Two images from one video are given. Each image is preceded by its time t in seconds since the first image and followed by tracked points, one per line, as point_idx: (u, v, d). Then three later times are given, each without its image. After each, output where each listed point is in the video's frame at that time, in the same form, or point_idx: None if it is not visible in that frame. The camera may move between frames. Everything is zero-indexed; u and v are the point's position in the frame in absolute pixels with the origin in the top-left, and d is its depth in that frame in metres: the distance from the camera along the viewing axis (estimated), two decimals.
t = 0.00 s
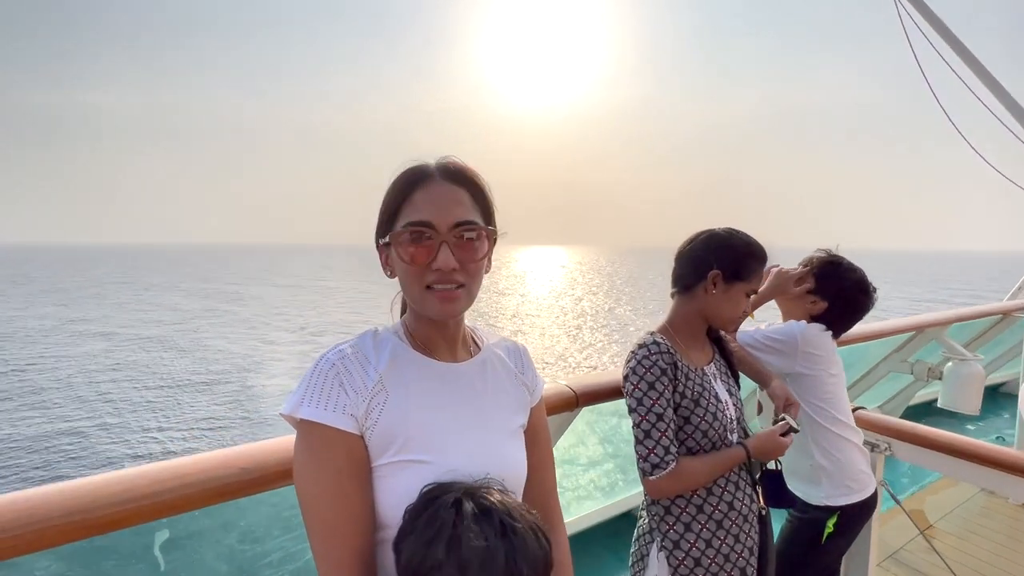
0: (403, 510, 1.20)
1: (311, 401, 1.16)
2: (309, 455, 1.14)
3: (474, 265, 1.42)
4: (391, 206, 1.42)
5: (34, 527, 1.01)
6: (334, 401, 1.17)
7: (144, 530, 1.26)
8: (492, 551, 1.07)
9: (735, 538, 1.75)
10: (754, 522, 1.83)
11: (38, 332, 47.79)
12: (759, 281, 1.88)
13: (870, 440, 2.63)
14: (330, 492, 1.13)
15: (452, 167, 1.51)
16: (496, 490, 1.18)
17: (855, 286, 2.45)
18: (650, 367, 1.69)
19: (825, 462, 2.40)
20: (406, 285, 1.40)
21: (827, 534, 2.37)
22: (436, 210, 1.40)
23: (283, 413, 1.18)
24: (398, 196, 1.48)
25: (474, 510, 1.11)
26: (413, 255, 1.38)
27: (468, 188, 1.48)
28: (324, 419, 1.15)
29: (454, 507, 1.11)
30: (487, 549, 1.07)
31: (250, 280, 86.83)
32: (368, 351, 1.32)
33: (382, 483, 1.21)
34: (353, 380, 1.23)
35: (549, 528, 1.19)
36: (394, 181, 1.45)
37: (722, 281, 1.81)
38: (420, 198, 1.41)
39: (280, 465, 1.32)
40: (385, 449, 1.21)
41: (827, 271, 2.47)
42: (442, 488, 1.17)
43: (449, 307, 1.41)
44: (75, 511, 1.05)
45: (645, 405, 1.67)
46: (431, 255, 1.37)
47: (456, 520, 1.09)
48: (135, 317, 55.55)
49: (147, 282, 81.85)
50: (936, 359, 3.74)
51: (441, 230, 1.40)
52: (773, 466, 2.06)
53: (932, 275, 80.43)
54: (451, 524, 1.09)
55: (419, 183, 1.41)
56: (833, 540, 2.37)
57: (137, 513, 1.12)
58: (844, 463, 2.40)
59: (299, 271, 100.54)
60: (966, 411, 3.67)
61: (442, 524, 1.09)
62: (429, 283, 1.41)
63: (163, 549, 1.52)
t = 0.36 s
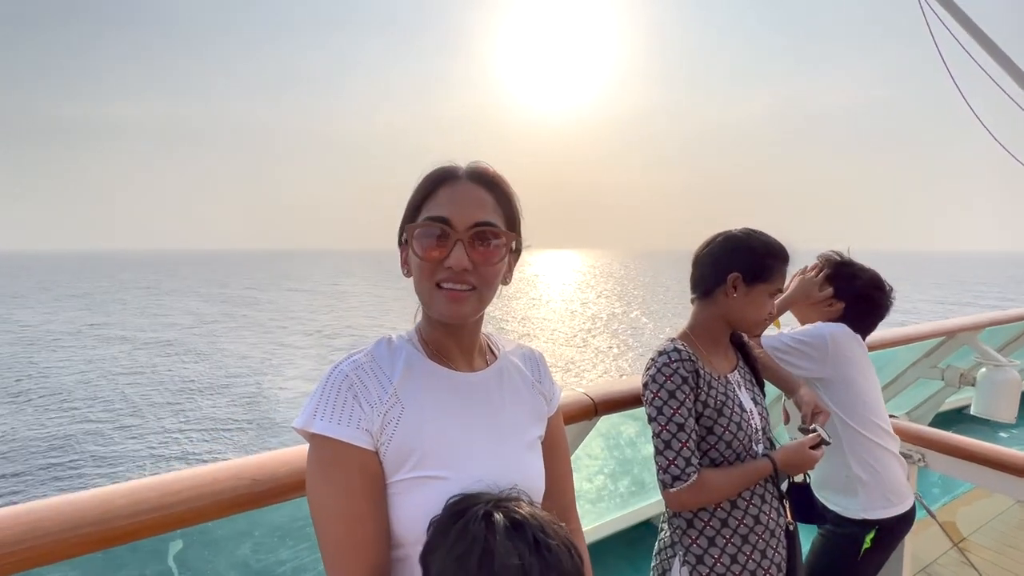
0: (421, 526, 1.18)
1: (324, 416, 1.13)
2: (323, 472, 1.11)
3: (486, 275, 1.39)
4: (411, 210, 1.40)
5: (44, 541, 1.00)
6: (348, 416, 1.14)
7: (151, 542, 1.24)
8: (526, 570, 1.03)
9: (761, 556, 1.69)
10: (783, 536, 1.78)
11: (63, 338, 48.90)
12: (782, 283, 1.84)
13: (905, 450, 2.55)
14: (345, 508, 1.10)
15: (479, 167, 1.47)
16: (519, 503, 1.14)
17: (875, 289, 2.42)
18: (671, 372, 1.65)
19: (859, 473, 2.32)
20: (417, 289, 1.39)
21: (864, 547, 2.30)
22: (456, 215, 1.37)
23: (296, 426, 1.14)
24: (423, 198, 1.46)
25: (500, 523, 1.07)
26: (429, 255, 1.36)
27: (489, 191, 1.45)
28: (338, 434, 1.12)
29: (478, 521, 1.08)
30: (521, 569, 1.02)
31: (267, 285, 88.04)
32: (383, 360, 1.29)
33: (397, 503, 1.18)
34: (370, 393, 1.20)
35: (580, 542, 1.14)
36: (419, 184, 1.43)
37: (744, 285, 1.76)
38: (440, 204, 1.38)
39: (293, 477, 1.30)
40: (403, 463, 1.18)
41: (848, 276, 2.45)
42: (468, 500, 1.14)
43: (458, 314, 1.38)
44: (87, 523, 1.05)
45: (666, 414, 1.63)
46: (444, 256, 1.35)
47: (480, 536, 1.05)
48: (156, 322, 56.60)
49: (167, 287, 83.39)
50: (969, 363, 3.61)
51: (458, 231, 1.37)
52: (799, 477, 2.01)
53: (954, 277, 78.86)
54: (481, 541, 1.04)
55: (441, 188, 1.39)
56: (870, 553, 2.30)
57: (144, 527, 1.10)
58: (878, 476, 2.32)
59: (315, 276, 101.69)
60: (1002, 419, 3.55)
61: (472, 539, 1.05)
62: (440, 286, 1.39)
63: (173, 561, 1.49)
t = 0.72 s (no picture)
0: (429, 533, 1.15)
1: (326, 422, 1.11)
2: (324, 479, 1.09)
3: (486, 280, 1.38)
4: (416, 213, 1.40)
5: (45, 550, 0.98)
6: (350, 421, 1.13)
7: (154, 552, 1.22)
8: None
9: (777, 565, 1.65)
10: (798, 547, 1.73)
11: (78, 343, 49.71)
12: (794, 285, 1.80)
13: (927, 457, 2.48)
14: (349, 517, 1.08)
15: (482, 169, 1.46)
16: (530, 509, 1.11)
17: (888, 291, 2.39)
18: (682, 379, 1.61)
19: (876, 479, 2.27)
20: (417, 291, 1.39)
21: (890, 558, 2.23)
22: (457, 221, 1.35)
23: (296, 434, 1.12)
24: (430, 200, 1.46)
25: (514, 530, 1.05)
26: (429, 262, 1.35)
27: (495, 194, 1.44)
28: (338, 440, 1.10)
29: (488, 528, 1.06)
30: None
31: (278, 290, 88.98)
32: (385, 363, 1.28)
33: (401, 510, 1.16)
34: (371, 399, 1.18)
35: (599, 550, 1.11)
36: (427, 186, 1.43)
37: (754, 288, 1.73)
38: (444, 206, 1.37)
39: (295, 485, 1.28)
40: (404, 469, 1.16)
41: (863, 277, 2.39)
42: (481, 506, 1.12)
43: (455, 317, 1.37)
44: (87, 530, 1.03)
45: (675, 421, 1.59)
46: (444, 263, 1.34)
47: (491, 543, 1.03)
48: (169, 327, 57.37)
49: (180, 292, 84.57)
50: (988, 368, 3.54)
51: (460, 241, 1.36)
52: (815, 486, 1.96)
53: (967, 280, 77.91)
54: (500, 551, 1.02)
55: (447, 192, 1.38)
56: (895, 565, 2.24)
57: (143, 535, 1.08)
58: (899, 483, 2.27)
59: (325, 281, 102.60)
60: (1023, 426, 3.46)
61: (486, 549, 1.03)
62: (439, 290, 1.38)
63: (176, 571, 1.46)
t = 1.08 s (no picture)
0: (430, 548, 1.12)
1: (325, 434, 1.10)
2: (322, 489, 1.08)
3: (481, 291, 1.37)
4: (411, 215, 1.39)
5: (40, 558, 0.97)
6: (350, 435, 1.11)
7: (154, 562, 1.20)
8: None
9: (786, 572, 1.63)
10: (807, 553, 1.70)
11: (83, 349, 49.97)
12: (802, 294, 1.78)
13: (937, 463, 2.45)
14: (349, 530, 1.06)
15: (477, 175, 1.46)
16: (539, 516, 1.10)
17: (897, 292, 2.36)
18: (687, 384, 1.59)
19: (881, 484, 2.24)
20: (416, 297, 1.37)
21: (896, 564, 2.21)
22: (453, 226, 1.35)
23: (294, 448, 1.11)
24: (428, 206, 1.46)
25: (530, 538, 1.03)
26: (427, 269, 1.35)
27: (492, 200, 1.42)
28: (336, 450, 1.09)
29: (503, 538, 1.04)
30: None
31: (282, 295, 89.34)
32: (383, 377, 1.26)
33: (404, 521, 1.14)
34: (370, 410, 1.17)
35: (609, 551, 1.09)
36: (424, 192, 1.43)
37: (764, 293, 1.71)
38: (437, 209, 1.37)
39: (294, 493, 1.26)
40: (407, 479, 1.14)
41: (869, 280, 2.37)
42: (493, 516, 1.11)
43: (455, 322, 1.36)
44: (86, 539, 1.02)
45: (679, 427, 1.57)
46: (442, 272, 1.33)
47: (505, 553, 1.01)
48: (173, 332, 57.60)
49: (185, 297, 84.98)
50: (997, 372, 3.50)
51: (458, 250, 1.35)
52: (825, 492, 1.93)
53: (971, 283, 77.44)
54: (517, 561, 0.99)
55: (442, 198, 1.38)
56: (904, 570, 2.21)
57: (139, 543, 1.07)
58: (910, 489, 2.24)
59: (329, 286, 102.97)
60: None
61: (500, 563, 1.01)
62: (439, 295, 1.37)
63: None
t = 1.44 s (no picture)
0: (435, 553, 1.12)
1: (327, 443, 1.09)
2: (322, 498, 1.07)
3: (480, 299, 1.36)
4: (410, 222, 1.38)
5: (41, 564, 0.96)
6: (352, 442, 1.10)
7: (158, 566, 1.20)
8: None
9: None
10: (810, 559, 1.69)
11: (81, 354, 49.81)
12: (805, 300, 1.78)
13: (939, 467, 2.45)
14: (354, 539, 1.05)
15: (474, 180, 1.45)
16: (548, 524, 1.09)
17: (898, 295, 2.36)
18: (689, 388, 1.59)
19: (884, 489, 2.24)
20: (415, 307, 1.36)
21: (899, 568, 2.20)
22: (451, 233, 1.35)
23: (295, 457, 1.10)
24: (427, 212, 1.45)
25: (549, 544, 1.02)
26: (428, 275, 1.34)
27: (489, 208, 1.42)
28: (338, 459, 1.07)
29: (520, 546, 1.03)
30: None
31: (281, 299, 89.18)
32: (385, 385, 1.25)
33: (408, 530, 1.14)
34: (374, 418, 1.16)
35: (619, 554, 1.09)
36: (424, 199, 1.42)
37: (767, 298, 1.71)
38: (436, 218, 1.36)
39: (296, 497, 1.26)
40: (409, 487, 1.14)
41: (869, 283, 2.36)
42: (507, 524, 1.10)
43: (456, 332, 1.36)
44: (84, 545, 1.01)
45: (682, 431, 1.57)
46: (442, 279, 1.33)
47: (523, 564, 1.01)
48: (172, 336, 57.47)
49: (184, 301, 84.79)
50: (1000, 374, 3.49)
51: (458, 256, 1.34)
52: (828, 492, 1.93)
53: (970, 286, 77.55)
54: (536, 566, 1.00)
55: (442, 204, 1.37)
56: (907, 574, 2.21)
57: (141, 548, 1.06)
58: (915, 494, 2.23)
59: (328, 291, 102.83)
60: None
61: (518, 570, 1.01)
62: (439, 305, 1.36)
63: None
